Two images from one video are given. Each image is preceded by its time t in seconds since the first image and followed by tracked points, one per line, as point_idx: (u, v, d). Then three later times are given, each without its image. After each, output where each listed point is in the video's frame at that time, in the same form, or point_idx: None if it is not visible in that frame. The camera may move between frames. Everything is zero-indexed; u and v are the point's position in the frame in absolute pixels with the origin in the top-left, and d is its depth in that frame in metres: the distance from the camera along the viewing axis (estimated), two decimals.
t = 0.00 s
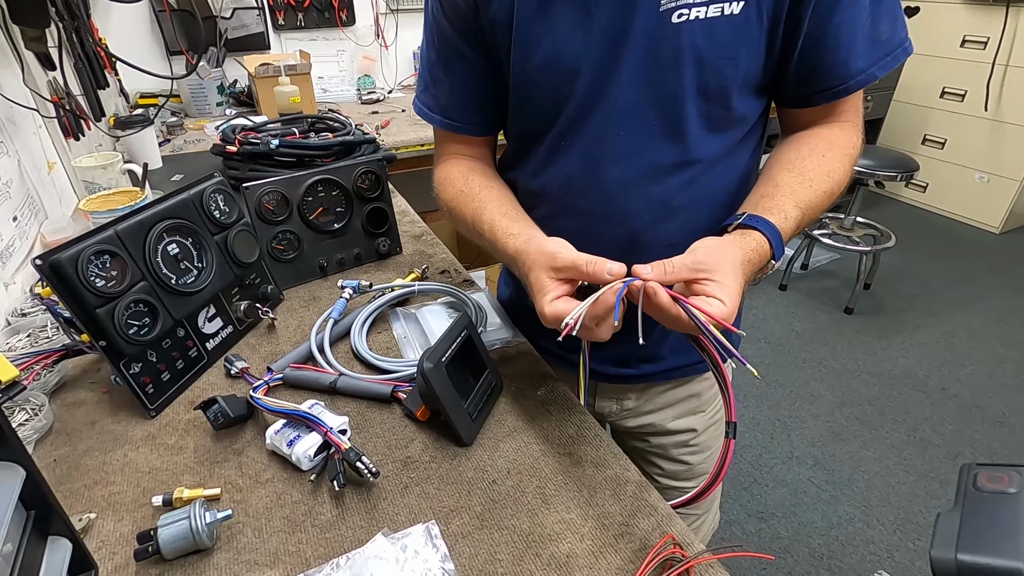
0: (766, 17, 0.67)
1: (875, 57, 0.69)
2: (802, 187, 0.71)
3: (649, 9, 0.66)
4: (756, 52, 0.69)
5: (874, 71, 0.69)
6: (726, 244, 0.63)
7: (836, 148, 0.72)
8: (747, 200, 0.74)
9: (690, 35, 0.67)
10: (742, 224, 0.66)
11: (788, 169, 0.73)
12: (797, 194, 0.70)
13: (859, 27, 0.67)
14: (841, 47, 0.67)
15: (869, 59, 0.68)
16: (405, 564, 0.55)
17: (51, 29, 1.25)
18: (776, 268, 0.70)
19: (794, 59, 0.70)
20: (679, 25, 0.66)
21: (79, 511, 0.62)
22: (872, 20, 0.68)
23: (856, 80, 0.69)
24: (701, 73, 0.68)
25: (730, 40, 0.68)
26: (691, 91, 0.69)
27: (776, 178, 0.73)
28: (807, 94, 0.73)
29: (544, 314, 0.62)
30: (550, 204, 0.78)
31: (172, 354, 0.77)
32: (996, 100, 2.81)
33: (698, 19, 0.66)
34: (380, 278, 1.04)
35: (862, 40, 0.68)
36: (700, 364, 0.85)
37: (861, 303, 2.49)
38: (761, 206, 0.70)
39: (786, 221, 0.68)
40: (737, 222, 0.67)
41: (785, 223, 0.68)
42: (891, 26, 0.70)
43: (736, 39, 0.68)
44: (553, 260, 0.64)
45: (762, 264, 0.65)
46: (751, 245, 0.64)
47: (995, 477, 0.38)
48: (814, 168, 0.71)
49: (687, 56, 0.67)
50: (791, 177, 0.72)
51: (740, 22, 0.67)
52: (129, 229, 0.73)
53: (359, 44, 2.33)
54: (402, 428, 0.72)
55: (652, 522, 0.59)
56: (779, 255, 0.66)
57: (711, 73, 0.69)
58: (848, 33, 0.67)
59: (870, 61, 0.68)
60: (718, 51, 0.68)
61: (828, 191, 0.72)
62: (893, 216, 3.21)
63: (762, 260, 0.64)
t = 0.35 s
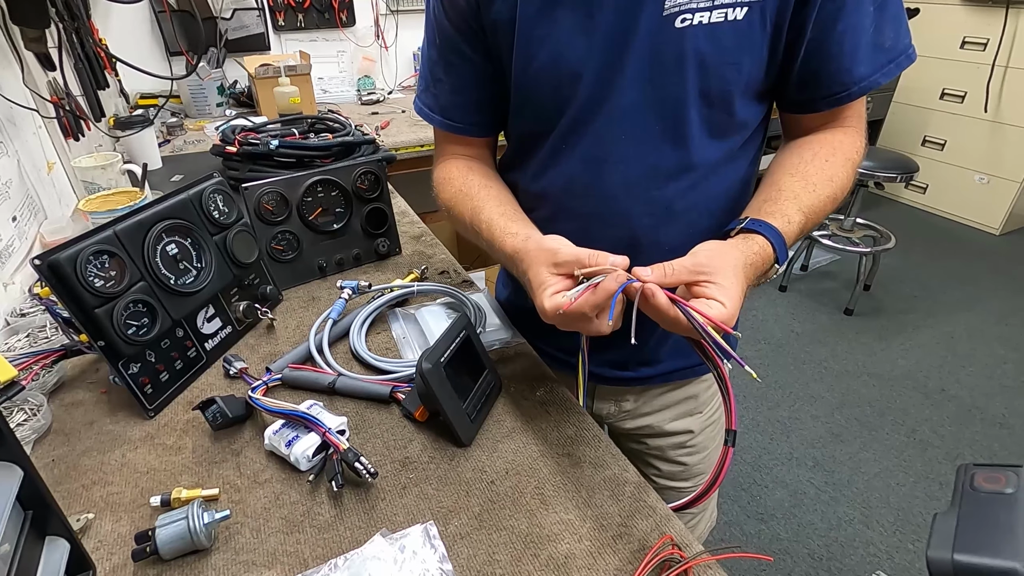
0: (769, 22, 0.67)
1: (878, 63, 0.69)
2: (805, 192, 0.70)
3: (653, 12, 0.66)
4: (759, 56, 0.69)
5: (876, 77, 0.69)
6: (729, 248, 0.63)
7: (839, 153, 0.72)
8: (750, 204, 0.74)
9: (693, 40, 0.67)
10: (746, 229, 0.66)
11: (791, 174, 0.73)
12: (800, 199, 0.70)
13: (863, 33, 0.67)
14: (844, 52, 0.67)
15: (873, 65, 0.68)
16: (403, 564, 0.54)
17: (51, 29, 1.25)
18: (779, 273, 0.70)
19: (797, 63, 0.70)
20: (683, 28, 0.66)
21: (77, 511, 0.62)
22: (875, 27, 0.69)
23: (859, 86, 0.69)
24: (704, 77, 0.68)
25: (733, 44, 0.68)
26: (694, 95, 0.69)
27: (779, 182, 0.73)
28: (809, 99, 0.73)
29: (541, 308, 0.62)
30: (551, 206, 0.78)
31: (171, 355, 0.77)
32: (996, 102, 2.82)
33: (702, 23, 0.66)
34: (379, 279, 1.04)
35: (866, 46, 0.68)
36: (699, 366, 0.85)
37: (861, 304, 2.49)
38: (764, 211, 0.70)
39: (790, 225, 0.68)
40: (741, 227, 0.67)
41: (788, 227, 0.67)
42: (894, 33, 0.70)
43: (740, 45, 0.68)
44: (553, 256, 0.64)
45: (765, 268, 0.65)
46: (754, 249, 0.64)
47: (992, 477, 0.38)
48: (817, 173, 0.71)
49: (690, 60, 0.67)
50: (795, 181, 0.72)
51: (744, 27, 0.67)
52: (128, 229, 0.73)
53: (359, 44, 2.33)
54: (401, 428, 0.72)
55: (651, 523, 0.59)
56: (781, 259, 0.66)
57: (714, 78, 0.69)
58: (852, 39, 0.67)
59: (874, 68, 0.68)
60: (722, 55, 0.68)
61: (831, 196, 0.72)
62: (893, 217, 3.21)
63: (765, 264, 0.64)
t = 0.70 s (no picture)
0: (772, 25, 0.67)
1: (880, 67, 0.69)
2: (807, 196, 0.70)
3: (655, 15, 0.66)
4: (762, 59, 0.69)
5: (878, 81, 0.69)
6: (732, 254, 0.62)
7: (842, 157, 0.72)
8: (751, 207, 0.74)
9: (696, 43, 0.67)
10: (748, 233, 0.66)
11: (794, 178, 0.72)
12: (802, 203, 0.70)
13: (866, 37, 0.67)
14: (846, 56, 0.67)
15: (875, 69, 0.68)
16: (403, 566, 0.54)
17: (51, 29, 1.25)
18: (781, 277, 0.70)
19: (800, 66, 0.70)
20: (685, 32, 0.66)
21: (75, 513, 0.62)
22: (877, 31, 0.68)
23: (861, 90, 0.69)
24: (706, 80, 0.68)
25: (736, 47, 0.68)
26: (696, 98, 0.69)
27: (781, 187, 0.73)
28: (812, 102, 0.73)
29: (542, 311, 0.61)
30: (552, 208, 0.78)
31: (171, 356, 0.77)
32: (996, 103, 2.81)
33: (704, 27, 0.66)
34: (379, 280, 1.04)
35: (868, 50, 0.68)
36: (700, 369, 0.85)
37: (861, 305, 2.49)
38: (765, 215, 0.70)
39: (791, 229, 0.68)
40: (742, 231, 0.67)
41: (790, 232, 0.67)
42: (897, 36, 0.69)
43: (742, 48, 0.68)
44: (556, 263, 0.63)
45: (767, 272, 0.65)
46: (755, 254, 0.64)
47: (993, 481, 0.38)
48: (819, 177, 0.71)
49: (692, 63, 0.67)
50: (797, 185, 0.71)
51: (747, 30, 0.67)
52: (128, 230, 0.73)
53: (360, 45, 2.33)
54: (400, 430, 0.72)
55: (651, 525, 0.59)
56: (783, 263, 0.66)
57: (716, 81, 0.68)
58: (854, 43, 0.67)
59: (876, 72, 0.68)
60: (724, 58, 0.68)
61: (832, 200, 0.72)
62: (893, 218, 3.21)
63: (766, 268, 0.64)
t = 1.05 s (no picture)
0: (773, 27, 0.67)
1: (882, 69, 0.69)
2: (812, 197, 0.71)
3: (657, 17, 0.66)
4: (764, 61, 0.69)
5: (880, 83, 0.69)
6: (737, 255, 0.62)
7: (846, 159, 0.72)
8: (756, 208, 0.74)
9: (697, 45, 0.67)
10: (750, 235, 0.66)
11: (797, 179, 0.73)
12: (806, 204, 0.70)
13: (867, 39, 0.67)
14: (848, 58, 0.67)
15: (877, 71, 0.68)
16: (403, 568, 0.55)
17: (52, 31, 1.25)
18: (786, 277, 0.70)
19: (802, 68, 0.70)
20: (686, 34, 0.66)
21: (76, 514, 0.62)
22: (879, 32, 0.68)
23: (863, 92, 0.69)
24: (708, 82, 0.68)
25: (737, 49, 0.68)
26: (698, 100, 0.69)
27: (785, 187, 0.73)
28: (814, 104, 0.73)
29: (539, 323, 0.61)
30: (553, 210, 0.78)
31: (171, 357, 0.77)
32: (996, 104, 2.82)
33: (705, 29, 0.66)
34: (380, 281, 1.04)
35: (869, 52, 0.68)
36: (701, 371, 0.85)
37: (861, 306, 2.49)
38: (769, 216, 0.70)
39: (795, 230, 0.68)
40: (746, 233, 0.67)
41: (794, 232, 0.67)
42: (899, 37, 0.69)
43: (743, 49, 0.68)
44: (564, 274, 0.63)
45: (772, 272, 0.65)
46: (759, 253, 0.64)
47: (994, 483, 0.38)
48: (823, 179, 0.71)
49: (694, 66, 0.67)
50: (801, 187, 0.72)
51: (748, 31, 0.67)
52: (129, 231, 0.73)
53: (360, 46, 2.33)
54: (401, 431, 0.72)
55: (652, 526, 0.59)
56: (788, 264, 0.66)
57: (717, 83, 0.69)
58: (856, 45, 0.67)
59: (878, 73, 0.69)
60: (725, 60, 0.68)
61: (837, 202, 0.72)
62: (893, 219, 3.21)
63: (771, 268, 0.64)
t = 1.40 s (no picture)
0: (775, 25, 0.68)
1: (886, 65, 0.68)
2: (811, 191, 0.70)
3: (658, 16, 0.66)
4: (765, 60, 0.69)
5: (885, 80, 0.69)
6: (734, 246, 0.63)
7: (845, 153, 0.72)
8: (756, 205, 0.74)
9: (699, 42, 0.67)
10: (746, 229, 0.66)
11: (798, 175, 0.73)
12: (806, 197, 0.70)
13: (871, 35, 0.67)
14: (852, 55, 0.67)
15: (882, 67, 0.68)
16: (404, 569, 0.55)
17: (53, 31, 1.25)
18: (786, 272, 0.69)
19: (804, 66, 0.70)
20: (687, 32, 0.66)
21: (77, 514, 0.62)
22: (883, 28, 0.68)
23: (867, 88, 0.69)
24: (710, 80, 0.68)
25: (738, 47, 0.68)
26: (700, 99, 0.69)
27: (785, 183, 0.73)
28: (818, 102, 0.73)
29: (541, 323, 0.61)
30: (555, 210, 0.78)
31: (172, 357, 0.77)
32: (996, 106, 2.82)
33: (707, 27, 0.66)
34: (380, 282, 1.04)
35: (874, 48, 0.67)
36: (703, 373, 0.85)
37: (861, 307, 2.49)
38: (767, 210, 0.70)
39: (793, 223, 0.68)
40: (743, 228, 0.67)
41: (791, 225, 0.67)
42: (903, 33, 0.69)
43: (745, 48, 0.68)
44: (569, 275, 0.63)
45: (771, 265, 0.65)
46: (756, 246, 0.63)
47: (997, 484, 0.38)
48: (822, 173, 0.71)
49: (695, 64, 0.67)
50: (800, 181, 0.72)
51: (749, 29, 0.67)
52: (130, 231, 0.73)
53: (361, 47, 2.33)
54: (402, 432, 0.72)
55: (653, 528, 0.59)
56: (789, 256, 0.65)
57: (719, 82, 0.69)
58: (860, 41, 0.67)
59: (882, 70, 0.68)
60: (727, 59, 0.68)
61: (838, 196, 0.71)
62: (893, 221, 3.21)
63: (769, 262, 0.64)
